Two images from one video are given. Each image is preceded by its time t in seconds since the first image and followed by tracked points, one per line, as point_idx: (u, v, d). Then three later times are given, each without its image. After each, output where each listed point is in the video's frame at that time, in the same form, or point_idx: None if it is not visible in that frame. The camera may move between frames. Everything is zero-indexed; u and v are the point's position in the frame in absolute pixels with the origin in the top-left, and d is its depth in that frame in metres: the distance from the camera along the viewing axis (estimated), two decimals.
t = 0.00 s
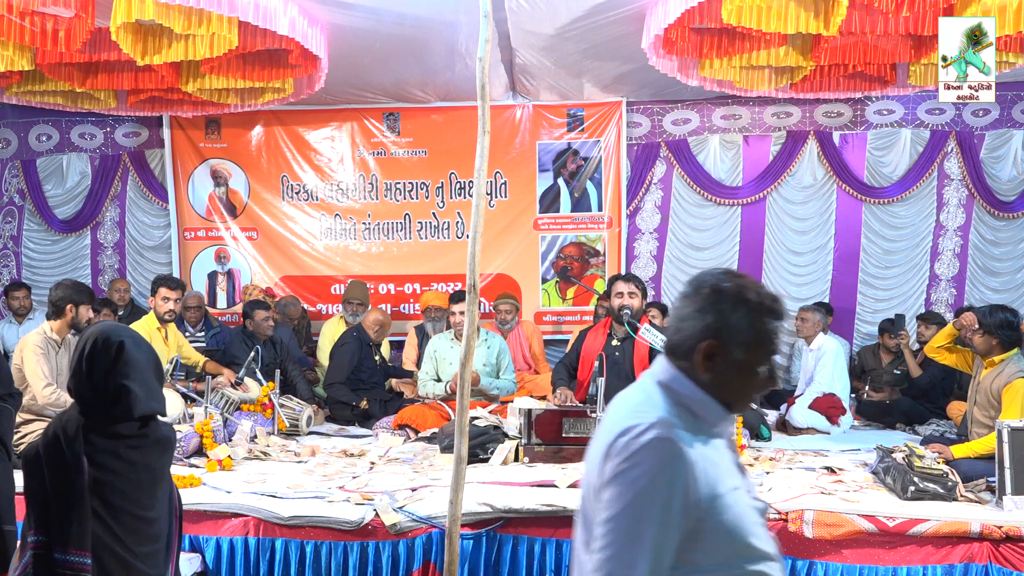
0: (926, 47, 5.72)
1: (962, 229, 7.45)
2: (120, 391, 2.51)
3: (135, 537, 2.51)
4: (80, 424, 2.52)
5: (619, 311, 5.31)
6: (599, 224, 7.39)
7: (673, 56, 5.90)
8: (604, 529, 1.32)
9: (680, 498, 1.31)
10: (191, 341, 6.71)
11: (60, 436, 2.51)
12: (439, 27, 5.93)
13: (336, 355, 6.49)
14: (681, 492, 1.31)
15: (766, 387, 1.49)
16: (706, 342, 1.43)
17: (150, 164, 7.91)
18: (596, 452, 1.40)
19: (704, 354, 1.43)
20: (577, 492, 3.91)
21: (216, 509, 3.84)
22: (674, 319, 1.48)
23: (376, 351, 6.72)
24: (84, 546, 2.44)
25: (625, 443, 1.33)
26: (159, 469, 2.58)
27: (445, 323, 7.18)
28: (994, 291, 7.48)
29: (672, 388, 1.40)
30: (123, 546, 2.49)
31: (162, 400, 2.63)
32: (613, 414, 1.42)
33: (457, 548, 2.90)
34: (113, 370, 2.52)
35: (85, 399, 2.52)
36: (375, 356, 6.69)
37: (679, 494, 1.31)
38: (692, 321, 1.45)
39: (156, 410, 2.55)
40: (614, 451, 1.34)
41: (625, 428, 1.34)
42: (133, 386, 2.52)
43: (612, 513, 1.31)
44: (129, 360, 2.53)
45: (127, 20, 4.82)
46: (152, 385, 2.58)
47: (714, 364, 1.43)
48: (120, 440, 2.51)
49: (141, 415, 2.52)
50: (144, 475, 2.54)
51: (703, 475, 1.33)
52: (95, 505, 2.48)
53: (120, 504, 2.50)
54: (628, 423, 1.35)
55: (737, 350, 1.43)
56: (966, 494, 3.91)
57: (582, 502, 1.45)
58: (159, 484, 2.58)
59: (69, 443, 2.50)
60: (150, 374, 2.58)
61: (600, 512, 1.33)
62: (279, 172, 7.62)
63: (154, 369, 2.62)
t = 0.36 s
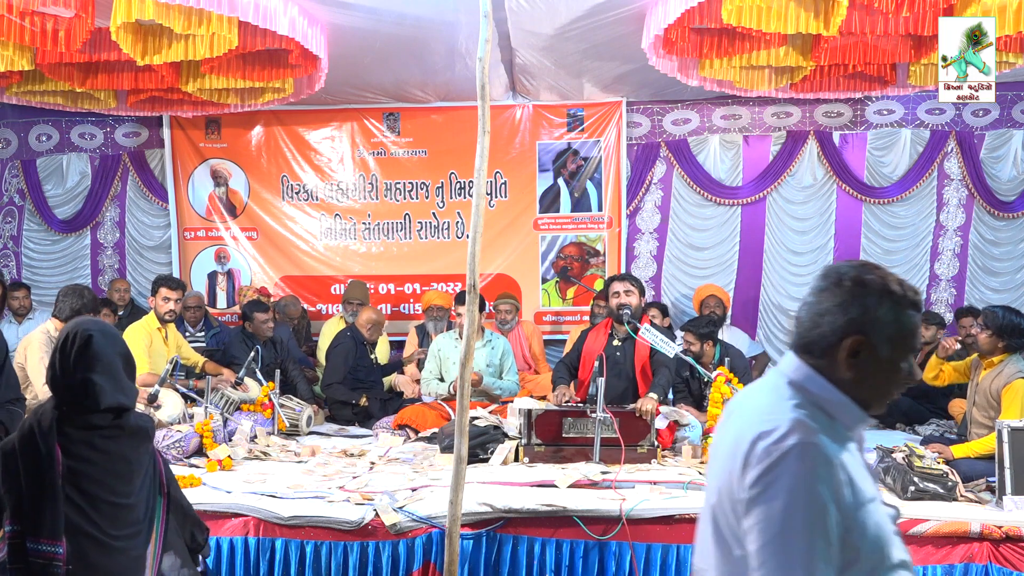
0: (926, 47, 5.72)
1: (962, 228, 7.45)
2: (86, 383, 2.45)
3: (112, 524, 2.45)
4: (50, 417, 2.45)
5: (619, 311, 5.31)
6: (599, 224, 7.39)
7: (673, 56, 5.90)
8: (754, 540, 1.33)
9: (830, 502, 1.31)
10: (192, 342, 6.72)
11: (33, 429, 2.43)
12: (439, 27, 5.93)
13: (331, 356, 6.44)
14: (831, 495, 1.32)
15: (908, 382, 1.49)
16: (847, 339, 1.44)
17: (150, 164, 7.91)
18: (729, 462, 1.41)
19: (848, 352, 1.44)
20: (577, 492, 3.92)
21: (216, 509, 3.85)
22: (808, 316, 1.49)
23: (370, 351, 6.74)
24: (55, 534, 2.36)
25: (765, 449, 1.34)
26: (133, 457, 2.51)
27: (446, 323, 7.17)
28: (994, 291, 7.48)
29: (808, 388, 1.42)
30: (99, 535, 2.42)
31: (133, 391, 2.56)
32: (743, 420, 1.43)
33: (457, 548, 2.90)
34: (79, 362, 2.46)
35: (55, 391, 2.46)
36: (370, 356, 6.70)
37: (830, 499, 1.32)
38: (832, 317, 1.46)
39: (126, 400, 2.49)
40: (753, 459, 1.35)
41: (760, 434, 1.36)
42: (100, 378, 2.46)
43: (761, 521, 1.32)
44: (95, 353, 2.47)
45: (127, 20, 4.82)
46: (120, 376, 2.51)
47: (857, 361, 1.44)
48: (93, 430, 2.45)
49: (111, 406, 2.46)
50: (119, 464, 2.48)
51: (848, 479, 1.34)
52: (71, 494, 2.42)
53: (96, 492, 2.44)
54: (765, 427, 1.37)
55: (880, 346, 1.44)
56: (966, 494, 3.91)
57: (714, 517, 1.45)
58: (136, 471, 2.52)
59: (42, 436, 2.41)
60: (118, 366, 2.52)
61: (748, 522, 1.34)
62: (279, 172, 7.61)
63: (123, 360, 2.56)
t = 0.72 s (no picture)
0: (926, 47, 5.72)
1: (962, 229, 7.45)
2: (57, 378, 2.39)
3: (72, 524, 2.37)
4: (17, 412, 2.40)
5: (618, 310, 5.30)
6: (599, 224, 7.39)
7: (673, 56, 5.90)
8: (891, 517, 1.41)
9: (964, 483, 1.39)
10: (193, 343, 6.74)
11: None
12: (439, 27, 5.92)
13: (325, 358, 6.41)
14: (967, 479, 1.39)
15: None
16: (981, 338, 1.48)
17: (150, 164, 7.91)
18: (859, 449, 1.50)
19: (982, 351, 1.48)
20: (577, 492, 3.92)
21: (216, 509, 3.85)
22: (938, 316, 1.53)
23: (367, 350, 6.66)
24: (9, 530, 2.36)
25: (897, 433, 1.43)
26: (100, 457, 2.44)
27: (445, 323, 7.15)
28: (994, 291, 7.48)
29: (938, 384, 1.47)
30: (56, 534, 2.35)
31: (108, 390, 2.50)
32: (873, 410, 1.52)
33: (457, 548, 2.90)
34: (52, 356, 2.41)
35: (26, 386, 2.42)
36: (365, 354, 6.63)
37: (964, 481, 1.39)
38: (961, 317, 1.49)
39: (97, 397, 2.41)
40: (886, 441, 1.44)
41: (893, 419, 1.45)
42: (71, 374, 2.40)
43: (898, 502, 1.41)
44: (70, 348, 2.41)
45: (127, 20, 4.82)
46: (94, 372, 2.44)
47: (993, 358, 1.48)
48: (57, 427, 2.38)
49: (79, 402, 2.39)
50: (83, 462, 2.40)
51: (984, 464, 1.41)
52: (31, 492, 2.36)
53: (57, 490, 2.37)
54: (898, 415, 1.45)
55: (1015, 344, 1.47)
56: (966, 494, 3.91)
57: (846, 502, 1.54)
58: (103, 472, 2.45)
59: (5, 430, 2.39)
60: (93, 362, 2.45)
61: (884, 500, 1.42)
62: (279, 172, 7.62)
63: (99, 358, 2.49)
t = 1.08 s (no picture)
0: (926, 47, 5.72)
1: (962, 228, 7.46)
2: (44, 379, 2.47)
3: (49, 525, 2.46)
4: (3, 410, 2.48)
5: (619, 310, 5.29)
6: (599, 224, 7.39)
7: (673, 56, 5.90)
8: (958, 493, 1.84)
9: None
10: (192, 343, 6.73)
11: None
12: (439, 27, 5.92)
13: (325, 357, 6.46)
14: None
15: None
16: None
17: (150, 164, 7.91)
18: (943, 437, 1.93)
19: None
20: (579, 492, 3.92)
21: (216, 509, 3.85)
22: None
23: (367, 350, 6.67)
24: None
25: (978, 419, 1.86)
26: (82, 459, 2.51)
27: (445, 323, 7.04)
28: (994, 291, 7.48)
29: None
30: (33, 534, 2.43)
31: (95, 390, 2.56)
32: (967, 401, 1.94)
33: (457, 548, 2.90)
34: (40, 357, 2.49)
35: (14, 384, 2.50)
36: (366, 354, 6.64)
37: None
38: None
39: (81, 397, 2.47)
40: (965, 426, 1.88)
41: (979, 404, 1.88)
42: (57, 374, 2.47)
43: (968, 482, 1.84)
44: (57, 350, 2.49)
45: (127, 20, 4.82)
46: (79, 373, 2.51)
47: None
48: (40, 427, 2.46)
49: (63, 403, 2.46)
50: (63, 463, 2.48)
51: None
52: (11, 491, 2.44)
53: (36, 491, 2.45)
54: (987, 404, 1.88)
55: None
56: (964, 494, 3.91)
57: (927, 485, 1.96)
58: (86, 474, 2.52)
59: None
60: (79, 363, 2.52)
61: (956, 475, 1.85)
62: (279, 172, 7.62)
63: (86, 358, 2.56)
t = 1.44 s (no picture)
0: (926, 47, 5.72)
1: (962, 228, 7.46)
2: (38, 378, 2.55)
3: (40, 527, 2.59)
4: None
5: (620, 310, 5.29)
6: (599, 224, 7.39)
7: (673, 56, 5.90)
8: None
9: None
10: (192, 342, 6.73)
11: None
12: (439, 27, 5.92)
13: (326, 358, 6.44)
14: None
15: None
16: None
17: (150, 164, 7.91)
18: None
19: None
20: (579, 492, 3.92)
21: (216, 509, 3.85)
22: None
23: (368, 350, 6.64)
24: None
25: None
26: (75, 462, 2.61)
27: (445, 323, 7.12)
28: (994, 291, 7.48)
29: None
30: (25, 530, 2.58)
31: (91, 389, 2.64)
32: None
33: (457, 548, 2.90)
34: (36, 354, 2.55)
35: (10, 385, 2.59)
36: (366, 354, 6.62)
37: None
38: None
39: (75, 397, 2.57)
40: None
41: None
42: (51, 374, 2.55)
43: None
44: (52, 350, 2.54)
45: (127, 20, 4.82)
46: (73, 373, 2.58)
47: None
48: (32, 429, 2.56)
49: (56, 403, 2.55)
50: (54, 465, 2.58)
51: None
52: (4, 491, 2.57)
53: (27, 494, 2.58)
54: None
55: None
56: (966, 494, 3.91)
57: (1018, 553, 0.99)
58: (78, 477, 2.62)
59: None
60: (74, 363, 2.58)
61: None
62: (279, 172, 7.62)
63: (81, 357, 2.62)
